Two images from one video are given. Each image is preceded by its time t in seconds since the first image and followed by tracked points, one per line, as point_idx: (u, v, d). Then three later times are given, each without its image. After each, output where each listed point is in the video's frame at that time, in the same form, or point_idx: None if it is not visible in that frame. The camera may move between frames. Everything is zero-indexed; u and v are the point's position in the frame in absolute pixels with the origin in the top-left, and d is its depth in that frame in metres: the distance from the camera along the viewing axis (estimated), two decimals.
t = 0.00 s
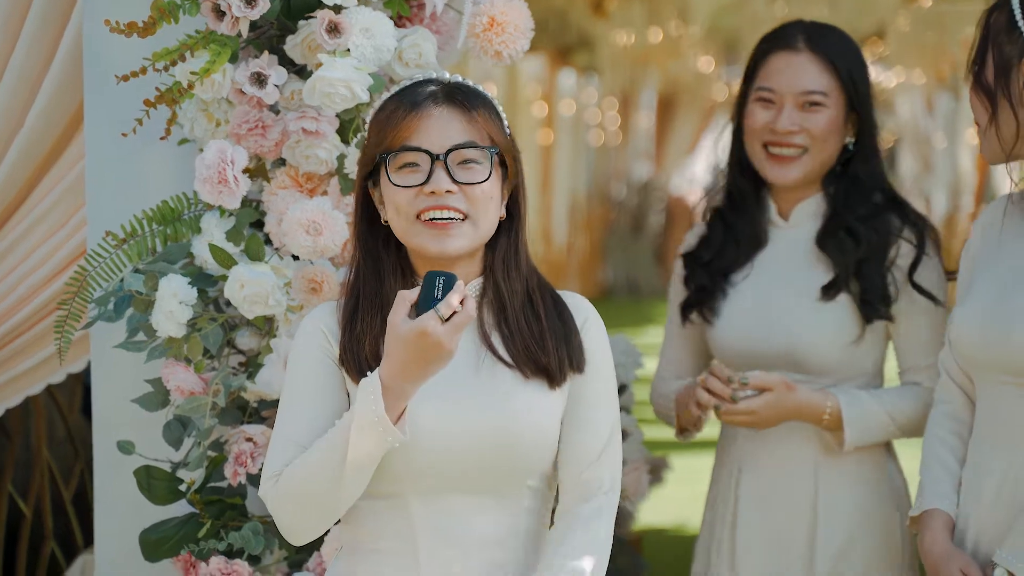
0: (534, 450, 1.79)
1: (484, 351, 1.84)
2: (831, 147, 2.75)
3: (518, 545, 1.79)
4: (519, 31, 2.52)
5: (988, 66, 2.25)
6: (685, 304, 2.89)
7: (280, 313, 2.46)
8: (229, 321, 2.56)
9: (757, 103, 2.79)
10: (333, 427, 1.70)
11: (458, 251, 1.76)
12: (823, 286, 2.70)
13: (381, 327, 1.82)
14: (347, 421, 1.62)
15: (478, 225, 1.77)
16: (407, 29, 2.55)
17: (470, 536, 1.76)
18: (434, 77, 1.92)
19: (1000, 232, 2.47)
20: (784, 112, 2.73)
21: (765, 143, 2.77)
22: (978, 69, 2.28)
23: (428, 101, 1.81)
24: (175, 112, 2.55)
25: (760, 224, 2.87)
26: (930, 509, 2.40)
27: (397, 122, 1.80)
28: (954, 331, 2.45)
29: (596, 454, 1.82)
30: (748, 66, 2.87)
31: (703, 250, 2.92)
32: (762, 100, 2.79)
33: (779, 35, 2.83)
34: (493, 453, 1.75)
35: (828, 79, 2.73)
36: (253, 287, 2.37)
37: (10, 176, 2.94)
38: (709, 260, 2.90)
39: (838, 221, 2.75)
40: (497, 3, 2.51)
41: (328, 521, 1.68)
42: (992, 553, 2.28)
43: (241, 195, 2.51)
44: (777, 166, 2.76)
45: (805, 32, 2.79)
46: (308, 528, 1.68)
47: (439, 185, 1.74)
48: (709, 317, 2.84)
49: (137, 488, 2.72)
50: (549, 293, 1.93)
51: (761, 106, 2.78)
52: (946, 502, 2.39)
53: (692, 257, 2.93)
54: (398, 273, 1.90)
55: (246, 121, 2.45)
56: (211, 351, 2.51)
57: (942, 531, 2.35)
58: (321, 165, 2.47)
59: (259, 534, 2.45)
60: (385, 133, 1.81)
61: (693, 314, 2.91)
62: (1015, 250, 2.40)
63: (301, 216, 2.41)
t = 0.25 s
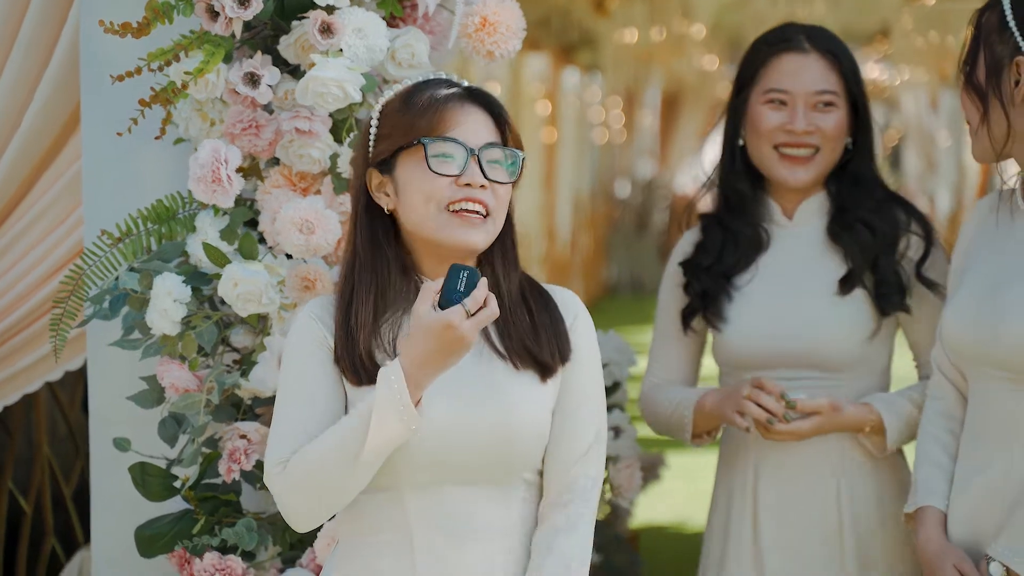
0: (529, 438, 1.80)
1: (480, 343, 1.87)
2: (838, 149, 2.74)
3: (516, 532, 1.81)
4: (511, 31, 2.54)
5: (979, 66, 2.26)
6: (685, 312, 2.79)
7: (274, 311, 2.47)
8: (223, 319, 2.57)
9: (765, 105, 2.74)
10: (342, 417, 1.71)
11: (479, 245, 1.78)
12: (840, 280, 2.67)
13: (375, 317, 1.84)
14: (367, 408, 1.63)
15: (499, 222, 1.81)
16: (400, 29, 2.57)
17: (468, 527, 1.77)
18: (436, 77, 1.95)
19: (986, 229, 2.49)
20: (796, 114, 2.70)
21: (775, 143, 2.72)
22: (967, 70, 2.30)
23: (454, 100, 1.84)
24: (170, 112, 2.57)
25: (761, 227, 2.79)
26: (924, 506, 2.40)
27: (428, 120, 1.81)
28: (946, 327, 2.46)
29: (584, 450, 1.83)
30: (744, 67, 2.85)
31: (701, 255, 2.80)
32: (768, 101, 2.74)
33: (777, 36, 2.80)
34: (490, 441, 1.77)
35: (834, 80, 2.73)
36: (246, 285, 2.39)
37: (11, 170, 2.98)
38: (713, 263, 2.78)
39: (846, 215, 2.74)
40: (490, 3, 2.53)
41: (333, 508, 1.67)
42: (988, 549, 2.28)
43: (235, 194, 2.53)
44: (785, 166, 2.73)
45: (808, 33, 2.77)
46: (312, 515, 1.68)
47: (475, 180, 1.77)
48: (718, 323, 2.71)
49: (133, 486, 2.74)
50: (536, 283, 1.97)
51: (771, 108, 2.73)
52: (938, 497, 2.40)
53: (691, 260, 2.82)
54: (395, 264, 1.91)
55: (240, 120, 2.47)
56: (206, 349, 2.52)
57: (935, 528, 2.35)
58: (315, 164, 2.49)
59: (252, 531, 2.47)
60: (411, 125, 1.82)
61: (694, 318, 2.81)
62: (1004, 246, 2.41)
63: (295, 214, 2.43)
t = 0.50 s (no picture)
0: (529, 423, 1.79)
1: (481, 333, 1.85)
2: (835, 155, 2.76)
3: (515, 524, 1.80)
4: (504, 32, 2.56)
5: (986, 65, 2.26)
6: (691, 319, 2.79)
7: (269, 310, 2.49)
8: (219, 318, 2.59)
9: (763, 111, 2.74)
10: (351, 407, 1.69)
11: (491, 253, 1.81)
12: (848, 283, 2.68)
13: (376, 307, 1.83)
14: (388, 389, 1.61)
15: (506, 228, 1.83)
16: (394, 30, 2.59)
17: (466, 521, 1.75)
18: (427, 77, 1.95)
19: (975, 226, 2.51)
20: (796, 120, 2.71)
21: (775, 150, 2.73)
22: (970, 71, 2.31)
23: (468, 103, 1.84)
24: (166, 112, 2.59)
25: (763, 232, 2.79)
26: (915, 503, 2.41)
27: (442, 121, 1.81)
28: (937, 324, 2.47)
29: (596, 444, 1.86)
30: (739, 72, 2.85)
31: (703, 262, 2.78)
32: (767, 108, 2.74)
33: (772, 41, 2.81)
34: (495, 426, 1.75)
35: (830, 86, 2.75)
36: (241, 284, 2.41)
37: (11, 167, 2.99)
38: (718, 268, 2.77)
39: (847, 219, 2.76)
40: (483, 5, 2.55)
41: (347, 497, 1.64)
42: (980, 545, 2.30)
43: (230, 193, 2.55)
44: (785, 172, 2.74)
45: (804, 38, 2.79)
46: (326, 501, 1.64)
47: (487, 184, 1.79)
48: (727, 327, 2.70)
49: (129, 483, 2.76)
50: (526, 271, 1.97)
51: (770, 114, 2.73)
52: (930, 495, 2.41)
53: (694, 266, 2.80)
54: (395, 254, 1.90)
55: (235, 120, 2.49)
56: (201, 347, 2.54)
57: (928, 525, 2.37)
58: (309, 164, 2.50)
59: (247, 528, 2.50)
60: (422, 126, 1.82)
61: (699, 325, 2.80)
62: (996, 245, 2.42)
63: (289, 214, 2.45)
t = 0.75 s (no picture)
0: (528, 420, 1.88)
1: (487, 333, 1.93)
2: (828, 155, 2.78)
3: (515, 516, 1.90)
4: (499, 33, 2.58)
5: None
6: (685, 320, 2.81)
7: (265, 310, 2.51)
8: (216, 317, 2.61)
9: (756, 112, 2.76)
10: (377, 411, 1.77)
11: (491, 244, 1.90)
12: (838, 286, 2.69)
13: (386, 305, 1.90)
14: (420, 388, 1.70)
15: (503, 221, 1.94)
16: (389, 31, 2.61)
17: (469, 516, 1.83)
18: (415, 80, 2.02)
19: (967, 225, 2.51)
20: (788, 120, 2.73)
21: (767, 150, 2.75)
22: (1011, 56, 2.28)
23: (466, 102, 1.93)
24: (163, 112, 2.61)
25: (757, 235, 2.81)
26: (907, 502, 2.41)
27: (446, 117, 1.90)
28: (927, 318, 2.47)
29: (576, 440, 2.00)
30: (732, 73, 2.87)
31: (697, 264, 2.81)
32: (759, 109, 2.76)
33: (764, 42, 2.82)
34: (512, 427, 1.85)
35: (822, 87, 2.76)
36: (237, 283, 2.43)
37: (11, 164, 3.01)
38: (710, 270, 2.79)
39: (839, 220, 2.77)
40: (478, 6, 2.57)
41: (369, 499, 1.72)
42: (973, 544, 2.30)
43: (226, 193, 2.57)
44: (777, 173, 2.75)
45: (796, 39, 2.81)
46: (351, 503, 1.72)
47: (492, 178, 1.89)
48: (719, 329, 2.72)
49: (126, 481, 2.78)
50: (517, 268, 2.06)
51: (762, 115, 2.75)
52: (922, 494, 2.41)
53: (689, 268, 2.82)
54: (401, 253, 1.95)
55: (231, 121, 2.51)
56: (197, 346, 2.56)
57: (920, 524, 2.36)
58: (304, 164, 2.52)
59: (242, 525, 2.52)
60: (428, 123, 1.90)
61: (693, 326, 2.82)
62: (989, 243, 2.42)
63: (285, 214, 2.46)
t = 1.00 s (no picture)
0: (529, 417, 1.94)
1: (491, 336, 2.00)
2: (813, 151, 2.80)
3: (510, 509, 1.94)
4: (494, 33, 2.60)
5: None
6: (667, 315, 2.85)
7: (262, 307, 2.53)
8: (213, 314, 2.62)
9: (741, 109, 2.78)
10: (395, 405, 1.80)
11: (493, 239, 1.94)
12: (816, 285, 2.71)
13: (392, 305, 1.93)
14: (444, 380, 1.77)
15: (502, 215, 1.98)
16: (385, 30, 2.63)
17: (468, 511, 1.88)
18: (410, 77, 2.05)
19: (962, 224, 2.53)
20: (773, 118, 2.74)
21: (752, 148, 2.77)
22: (1015, 52, 2.27)
23: (466, 100, 1.96)
24: (161, 111, 2.63)
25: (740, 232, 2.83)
26: (903, 501, 2.42)
27: (450, 113, 1.94)
28: (923, 316, 2.47)
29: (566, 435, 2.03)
30: (719, 70, 2.88)
31: (681, 259, 2.85)
32: (744, 106, 2.78)
33: (751, 39, 2.83)
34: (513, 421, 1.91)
35: (807, 84, 2.78)
36: (234, 281, 2.44)
37: (10, 166, 3.02)
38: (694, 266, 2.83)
39: (821, 219, 2.78)
40: (474, 6, 2.59)
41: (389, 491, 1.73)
42: (968, 542, 2.31)
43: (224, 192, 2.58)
44: (762, 170, 2.77)
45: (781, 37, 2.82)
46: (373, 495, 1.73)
47: (495, 175, 1.94)
48: (701, 325, 2.76)
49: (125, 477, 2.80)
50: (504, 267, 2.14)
51: (747, 112, 2.77)
52: (916, 493, 2.42)
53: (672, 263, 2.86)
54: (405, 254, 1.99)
55: (229, 120, 2.53)
56: (195, 343, 2.58)
57: (915, 522, 2.37)
58: (301, 163, 2.54)
59: (240, 522, 2.53)
60: (430, 123, 1.93)
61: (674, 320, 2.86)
62: (986, 240, 2.43)
63: (281, 212, 2.48)
